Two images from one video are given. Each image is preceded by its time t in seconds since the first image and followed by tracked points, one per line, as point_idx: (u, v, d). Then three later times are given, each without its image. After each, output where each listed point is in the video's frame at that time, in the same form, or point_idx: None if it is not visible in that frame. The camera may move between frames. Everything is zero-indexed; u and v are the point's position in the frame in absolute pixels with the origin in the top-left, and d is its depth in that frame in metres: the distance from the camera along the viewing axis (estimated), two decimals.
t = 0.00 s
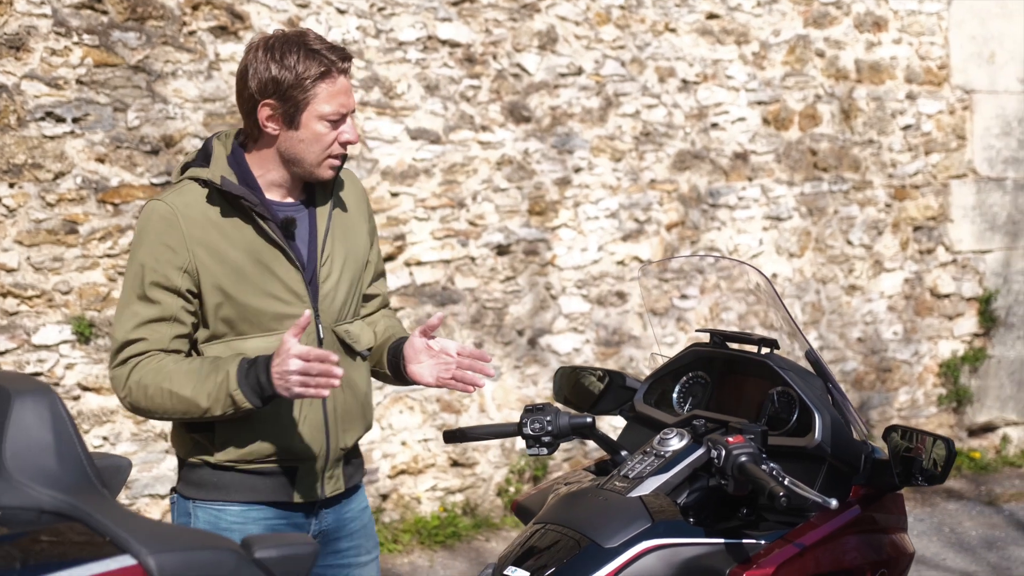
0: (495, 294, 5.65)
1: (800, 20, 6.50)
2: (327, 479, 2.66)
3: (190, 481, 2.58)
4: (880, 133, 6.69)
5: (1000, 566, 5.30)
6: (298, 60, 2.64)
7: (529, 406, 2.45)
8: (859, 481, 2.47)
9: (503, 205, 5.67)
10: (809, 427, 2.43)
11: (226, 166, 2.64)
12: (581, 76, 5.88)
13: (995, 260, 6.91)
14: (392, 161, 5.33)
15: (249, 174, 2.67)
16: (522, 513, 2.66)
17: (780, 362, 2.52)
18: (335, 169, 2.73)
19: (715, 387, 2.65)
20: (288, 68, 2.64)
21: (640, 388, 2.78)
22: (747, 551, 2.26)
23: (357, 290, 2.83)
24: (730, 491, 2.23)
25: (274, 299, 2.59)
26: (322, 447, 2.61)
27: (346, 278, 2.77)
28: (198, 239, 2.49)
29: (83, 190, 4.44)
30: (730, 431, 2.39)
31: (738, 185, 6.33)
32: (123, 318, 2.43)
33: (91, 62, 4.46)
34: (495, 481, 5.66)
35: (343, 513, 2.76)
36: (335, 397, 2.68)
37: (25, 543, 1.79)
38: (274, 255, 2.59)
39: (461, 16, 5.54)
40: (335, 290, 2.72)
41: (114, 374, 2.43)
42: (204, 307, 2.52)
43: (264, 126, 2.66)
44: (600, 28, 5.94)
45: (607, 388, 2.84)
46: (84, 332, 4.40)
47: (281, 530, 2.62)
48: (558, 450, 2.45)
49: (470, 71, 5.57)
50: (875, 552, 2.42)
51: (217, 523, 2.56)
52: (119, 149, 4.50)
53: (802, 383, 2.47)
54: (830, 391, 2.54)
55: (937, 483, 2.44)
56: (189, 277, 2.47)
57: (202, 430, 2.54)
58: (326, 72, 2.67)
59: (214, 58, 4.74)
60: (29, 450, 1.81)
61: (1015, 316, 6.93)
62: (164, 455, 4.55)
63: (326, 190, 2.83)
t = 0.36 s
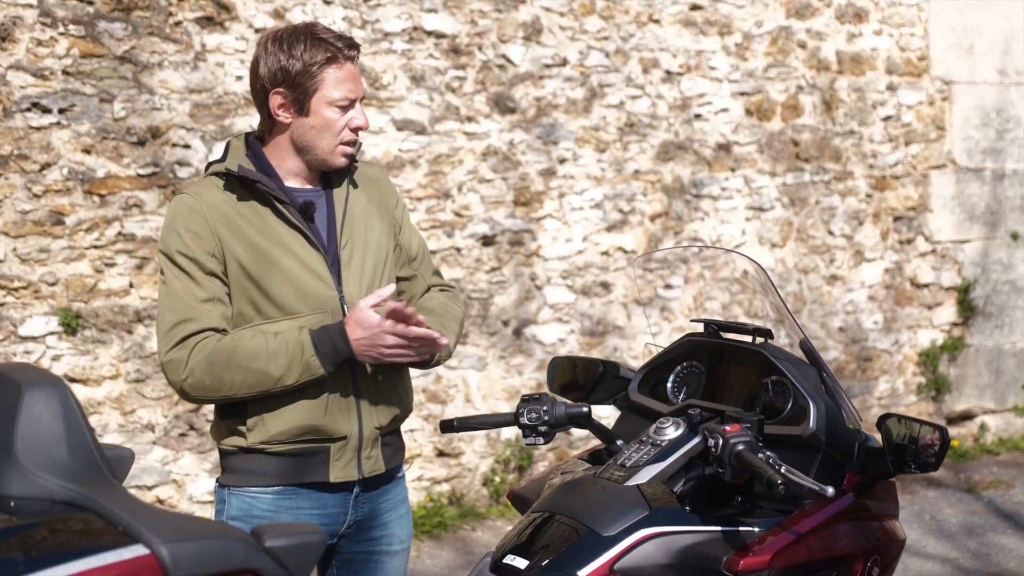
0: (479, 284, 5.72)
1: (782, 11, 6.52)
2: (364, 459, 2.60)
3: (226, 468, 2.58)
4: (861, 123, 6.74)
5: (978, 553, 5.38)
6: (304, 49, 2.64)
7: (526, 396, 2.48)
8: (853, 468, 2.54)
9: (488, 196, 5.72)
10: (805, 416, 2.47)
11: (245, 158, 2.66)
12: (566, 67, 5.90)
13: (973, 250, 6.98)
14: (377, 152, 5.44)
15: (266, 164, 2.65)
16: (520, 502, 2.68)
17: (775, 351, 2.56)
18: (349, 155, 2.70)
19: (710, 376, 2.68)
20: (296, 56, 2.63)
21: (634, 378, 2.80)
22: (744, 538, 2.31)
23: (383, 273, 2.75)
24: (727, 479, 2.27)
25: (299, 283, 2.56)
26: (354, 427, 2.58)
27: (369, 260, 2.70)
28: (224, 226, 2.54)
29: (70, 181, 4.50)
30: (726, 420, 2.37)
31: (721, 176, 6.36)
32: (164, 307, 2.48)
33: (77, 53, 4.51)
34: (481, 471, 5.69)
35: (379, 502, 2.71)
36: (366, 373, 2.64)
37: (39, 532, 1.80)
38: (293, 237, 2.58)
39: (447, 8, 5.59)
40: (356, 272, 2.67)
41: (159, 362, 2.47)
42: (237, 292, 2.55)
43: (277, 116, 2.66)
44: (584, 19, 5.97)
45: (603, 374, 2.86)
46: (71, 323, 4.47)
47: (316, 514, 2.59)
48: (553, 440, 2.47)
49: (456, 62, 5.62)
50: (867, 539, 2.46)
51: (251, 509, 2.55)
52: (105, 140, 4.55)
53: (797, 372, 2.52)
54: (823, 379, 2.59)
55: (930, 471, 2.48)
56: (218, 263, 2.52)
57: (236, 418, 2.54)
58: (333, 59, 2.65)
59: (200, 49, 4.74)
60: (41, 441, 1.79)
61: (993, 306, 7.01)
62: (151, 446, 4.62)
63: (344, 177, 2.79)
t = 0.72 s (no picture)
0: (465, 280, 5.74)
1: (765, 7, 6.54)
2: (367, 455, 2.61)
3: (230, 463, 2.58)
4: (843, 119, 6.78)
5: (962, 546, 5.44)
6: (314, 50, 2.62)
7: (522, 394, 2.49)
8: (849, 465, 2.52)
9: (474, 192, 5.73)
10: (800, 413, 2.48)
11: (258, 152, 2.65)
12: (551, 63, 5.91)
13: (954, 246, 7.04)
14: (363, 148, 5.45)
15: (279, 158, 2.64)
16: (516, 500, 2.69)
17: (770, 349, 2.58)
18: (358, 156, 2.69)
19: (706, 373, 2.69)
20: (304, 57, 2.62)
21: (628, 375, 2.82)
22: (742, 535, 2.31)
23: (390, 274, 2.75)
24: (725, 477, 2.28)
25: (309, 281, 2.56)
26: (357, 422, 2.58)
27: (377, 260, 2.70)
28: (235, 220, 2.53)
29: (55, 177, 4.51)
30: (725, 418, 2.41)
31: (704, 172, 6.37)
32: (174, 300, 2.47)
33: (62, 48, 4.52)
34: (467, 467, 5.71)
35: (384, 495, 2.71)
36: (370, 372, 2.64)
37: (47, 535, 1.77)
38: (303, 235, 2.58)
39: (432, 4, 5.59)
40: (364, 272, 2.66)
41: (168, 355, 2.46)
42: (246, 288, 2.56)
43: (285, 116, 2.65)
44: (569, 14, 5.98)
45: (597, 373, 2.87)
46: (57, 320, 4.46)
47: (317, 508, 2.58)
48: (550, 437, 2.49)
49: (441, 58, 5.63)
50: (862, 536, 2.45)
51: (254, 502, 2.55)
52: (91, 136, 4.56)
53: (792, 370, 2.53)
54: (819, 376, 2.59)
55: (925, 468, 2.46)
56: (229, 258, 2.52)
57: (241, 413, 2.55)
58: (344, 60, 2.64)
59: (186, 45, 4.75)
60: (46, 441, 1.78)
61: (973, 300, 7.08)
62: (138, 443, 4.63)
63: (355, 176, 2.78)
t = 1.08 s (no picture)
0: (460, 282, 5.73)
1: (758, 7, 6.54)
2: (362, 463, 2.59)
3: (224, 469, 2.57)
4: (835, 120, 6.78)
5: (956, 546, 5.45)
6: (320, 54, 2.61)
7: (529, 399, 2.48)
8: (858, 469, 2.51)
9: (469, 193, 5.72)
10: (809, 418, 2.47)
11: (258, 158, 2.64)
12: (545, 63, 5.91)
13: (945, 245, 7.06)
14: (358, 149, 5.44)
15: (278, 165, 2.64)
16: (524, 505, 2.66)
17: (777, 352, 2.56)
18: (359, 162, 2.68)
19: (711, 377, 2.67)
20: (310, 61, 2.60)
21: (634, 379, 2.79)
22: (753, 540, 2.29)
23: (391, 279, 2.74)
24: (736, 481, 2.30)
25: (307, 287, 2.54)
26: (353, 431, 2.58)
27: (377, 266, 2.69)
28: (234, 225, 2.52)
29: (50, 179, 4.49)
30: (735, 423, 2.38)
31: (698, 172, 6.36)
32: (172, 305, 2.48)
33: (57, 49, 4.50)
34: (462, 468, 5.70)
35: (377, 506, 2.70)
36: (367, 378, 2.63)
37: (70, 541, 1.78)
38: (302, 240, 2.56)
39: (427, 4, 5.58)
40: (363, 277, 2.65)
41: (165, 359, 2.47)
42: (245, 294, 2.54)
43: (289, 120, 2.64)
44: (563, 15, 5.98)
45: (602, 376, 2.83)
46: (52, 323, 4.44)
47: (310, 518, 2.57)
48: (557, 441, 2.49)
49: (436, 59, 5.62)
50: (873, 541, 2.42)
51: (246, 510, 2.53)
52: (86, 137, 4.55)
53: (800, 373, 2.52)
54: (826, 379, 2.63)
55: (935, 472, 2.43)
56: (227, 263, 2.51)
57: (237, 420, 2.54)
58: (348, 66, 2.63)
59: (180, 45, 4.75)
60: (65, 451, 1.82)
61: (964, 300, 7.10)
62: (134, 445, 4.63)
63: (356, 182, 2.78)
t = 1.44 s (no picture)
0: (459, 282, 5.72)
1: (755, 8, 6.52)
2: (372, 466, 2.58)
3: (234, 472, 2.56)
4: (832, 121, 6.78)
5: (954, 547, 5.45)
6: (334, 59, 2.61)
7: (540, 401, 2.48)
8: (873, 471, 2.49)
9: (467, 194, 5.71)
10: (822, 420, 2.46)
11: (265, 160, 2.63)
12: (543, 64, 5.90)
13: (940, 246, 7.07)
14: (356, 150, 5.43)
15: (286, 167, 2.63)
16: (535, 507, 2.68)
17: (791, 355, 2.56)
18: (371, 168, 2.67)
19: (722, 379, 2.65)
20: (324, 66, 2.60)
21: (646, 381, 2.78)
22: (768, 543, 2.27)
23: (399, 282, 2.73)
24: (752, 484, 2.27)
25: (315, 289, 2.53)
26: (362, 434, 2.56)
27: (385, 268, 2.68)
28: (242, 228, 2.51)
29: (48, 180, 4.48)
30: (749, 424, 2.39)
31: (695, 173, 6.35)
32: (179, 309, 2.46)
33: (56, 49, 4.49)
34: (460, 470, 5.69)
35: (387, 509, 2.69)
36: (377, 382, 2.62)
37: (96, 546, 1.75)
38: (310, 242, 2.55)
39: (425, 4, 5.58)
40: (372, 279, 2.64)
41: (172, 364, 2.46)
42: (254, 297, 2.53)
43: (300, 124, 2.63)
44: (561, 15, 5.97)
45: (611, 378, 2.82)
46: (51, 324, 4.43)
47: (320, 521, 2.56)
48: (568, 444, 2.48)
49: (435, 59, 5.61)
50: (886, 544, 2.42)
51: (256, 513, 2.52)
52: (85, 138, 4.53)
53: (814, 375, 2.51)
54: (838, 381, 2.63)
55: (950, 474, 2.43)
56: (234, 267, 2.50)
57: (247, 422, 2.53)
58: (362, 71, 2.62)
59: (179, 46, 4.74)
60: (87, 454, 1.80)
61: (959, 301, 7.12)
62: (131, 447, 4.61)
63: (365, 186, 2.78)
